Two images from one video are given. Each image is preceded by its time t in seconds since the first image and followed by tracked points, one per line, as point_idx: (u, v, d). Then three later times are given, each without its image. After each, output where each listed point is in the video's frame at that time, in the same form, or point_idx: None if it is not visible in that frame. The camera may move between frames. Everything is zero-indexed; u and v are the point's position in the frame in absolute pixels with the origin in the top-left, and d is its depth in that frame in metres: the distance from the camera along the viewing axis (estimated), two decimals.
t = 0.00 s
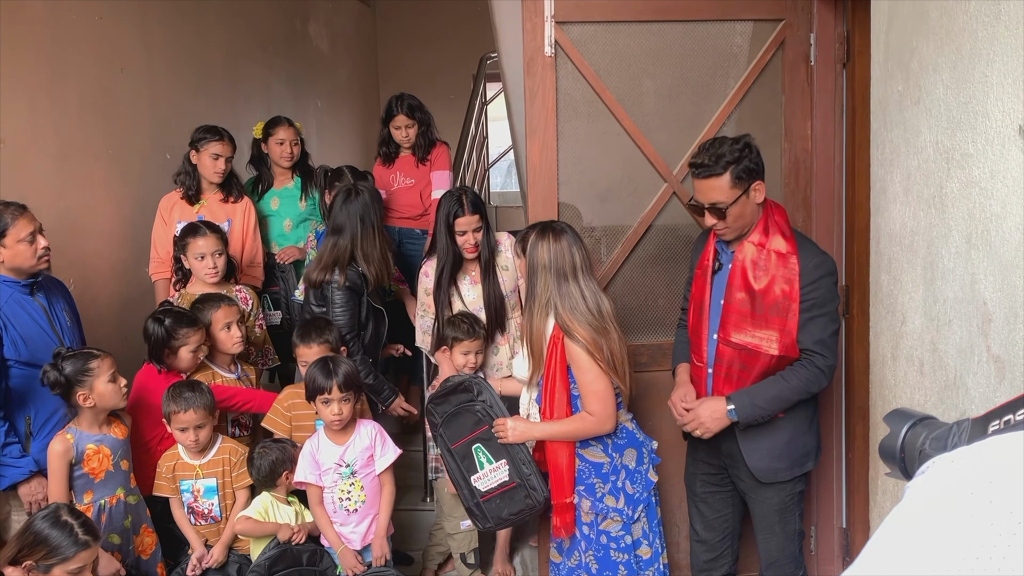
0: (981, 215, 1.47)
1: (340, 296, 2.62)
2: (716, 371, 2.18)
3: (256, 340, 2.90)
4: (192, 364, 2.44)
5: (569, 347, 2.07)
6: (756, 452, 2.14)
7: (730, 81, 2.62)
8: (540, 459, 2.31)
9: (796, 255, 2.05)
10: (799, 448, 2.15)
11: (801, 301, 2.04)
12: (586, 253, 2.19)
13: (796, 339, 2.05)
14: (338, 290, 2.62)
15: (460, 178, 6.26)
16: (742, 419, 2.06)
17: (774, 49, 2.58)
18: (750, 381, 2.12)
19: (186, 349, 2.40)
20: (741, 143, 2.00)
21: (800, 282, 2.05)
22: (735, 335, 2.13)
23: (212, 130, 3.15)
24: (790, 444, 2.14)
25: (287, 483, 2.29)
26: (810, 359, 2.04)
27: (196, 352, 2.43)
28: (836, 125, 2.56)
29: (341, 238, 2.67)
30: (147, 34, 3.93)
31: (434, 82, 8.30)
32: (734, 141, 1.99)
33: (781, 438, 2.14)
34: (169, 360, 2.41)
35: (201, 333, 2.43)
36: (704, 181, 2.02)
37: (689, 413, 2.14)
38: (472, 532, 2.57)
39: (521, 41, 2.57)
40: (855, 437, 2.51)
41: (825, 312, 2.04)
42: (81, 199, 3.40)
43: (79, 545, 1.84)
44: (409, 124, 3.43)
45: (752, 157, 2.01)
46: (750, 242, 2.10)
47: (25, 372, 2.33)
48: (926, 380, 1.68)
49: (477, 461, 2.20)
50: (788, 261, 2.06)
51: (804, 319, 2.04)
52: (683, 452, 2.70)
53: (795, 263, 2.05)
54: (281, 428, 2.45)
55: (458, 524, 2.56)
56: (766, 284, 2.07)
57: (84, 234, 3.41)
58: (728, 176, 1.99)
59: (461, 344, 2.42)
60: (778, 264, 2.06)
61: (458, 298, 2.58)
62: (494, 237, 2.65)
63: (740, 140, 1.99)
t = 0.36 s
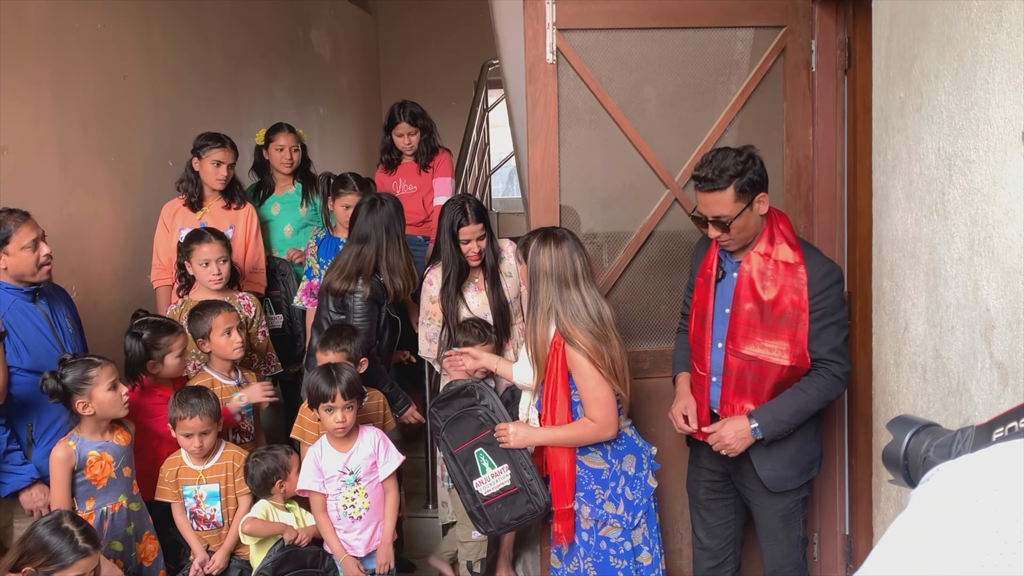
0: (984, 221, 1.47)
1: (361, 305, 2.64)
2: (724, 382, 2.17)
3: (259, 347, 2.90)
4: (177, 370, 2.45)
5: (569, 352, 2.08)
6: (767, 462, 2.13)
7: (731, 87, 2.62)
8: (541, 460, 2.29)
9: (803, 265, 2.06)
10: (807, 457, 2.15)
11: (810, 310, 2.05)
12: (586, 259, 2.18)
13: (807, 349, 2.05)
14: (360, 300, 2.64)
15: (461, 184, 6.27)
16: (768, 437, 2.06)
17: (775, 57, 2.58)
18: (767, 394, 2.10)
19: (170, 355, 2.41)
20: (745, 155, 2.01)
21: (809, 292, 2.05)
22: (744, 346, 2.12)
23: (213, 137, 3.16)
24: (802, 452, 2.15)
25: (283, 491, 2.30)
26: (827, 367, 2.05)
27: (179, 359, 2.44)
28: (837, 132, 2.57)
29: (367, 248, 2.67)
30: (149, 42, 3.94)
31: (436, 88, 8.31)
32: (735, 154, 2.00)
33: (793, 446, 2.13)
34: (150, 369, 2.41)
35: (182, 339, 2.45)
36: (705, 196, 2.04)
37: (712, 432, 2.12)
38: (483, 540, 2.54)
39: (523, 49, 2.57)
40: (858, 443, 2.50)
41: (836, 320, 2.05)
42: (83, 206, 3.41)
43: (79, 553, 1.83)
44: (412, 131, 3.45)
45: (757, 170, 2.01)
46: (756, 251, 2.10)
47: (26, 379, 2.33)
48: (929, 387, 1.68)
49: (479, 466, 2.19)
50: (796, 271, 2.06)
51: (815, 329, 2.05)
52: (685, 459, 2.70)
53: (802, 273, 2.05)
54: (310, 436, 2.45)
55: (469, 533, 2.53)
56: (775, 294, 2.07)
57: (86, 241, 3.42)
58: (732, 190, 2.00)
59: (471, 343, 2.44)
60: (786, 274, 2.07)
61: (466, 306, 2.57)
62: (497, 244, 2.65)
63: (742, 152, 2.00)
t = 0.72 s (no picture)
0: (990, 229, 1.46)
1: (370, 309, 2.65)
2: (731, 389, 2.17)
3: (266, 353, 2.91)
4: (166, 374, 2.45)
5: (571, 357, 2.09)
6: (770, 468, 2.13)
7: (737, 95, 2.64)
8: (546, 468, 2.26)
9: (811, 272, 2.06)
10: (811, 465, 2.15)
11: (818, 318, 2.04)
12: (592, 267, 2.19)
13: (813, 356, 2.05)
14: (370, 303, 2.64)
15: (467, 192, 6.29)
16: (768, 441, 2.06)
17: (780, 64, 2.58)
18: (770, 401, 2.10)
19: (157, 358, 2.42)
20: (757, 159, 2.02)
21: (816, 300, 2.05)
22: (751, 353, 2.13)
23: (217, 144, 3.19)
24: (807, 459, 2.15)
25: (277, 500, 2.24)
26: (832, 375, 2.04)
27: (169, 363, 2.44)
28: (842, 140, 2.58)
29: (370, 250, 2.69)
30: (157, 50, 3.97)
31: (441, 95, 8.34)
32: (742, 159, 2.01)
33: (798, 454, 2.14)
34: (137, 366, 2.43)
35: (171, 342, 2.45)
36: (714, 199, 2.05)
37: (714, 434, 2.12)
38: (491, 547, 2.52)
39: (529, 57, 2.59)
40: (864, 451, 2.50)
41: (842, 328, 2.05)
42: (91, 212, 3.44)
43: (85, 558, 1.84)
44: (419, 140, 3.46)
45: (766, 180, 2.02)
46: (764, 258, 2.12)
47: (36, 384, 2.33)
48: (936, 394, 1.67)
49: (489, 476, 2.21)
50: (804, 279, 2.06)
51: (822, 337, 2.05)
52: (691, 466, 2.70)
53: (811, 281, 2.05)
54: (299, 439, 2.46)
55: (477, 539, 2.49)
56: (783, 301, 2.07)
57: (94, 248, 3.44)
58: (740, 195, 2.01)
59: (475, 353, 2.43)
60: (793, 281, 2.07)
61: (465, 311, 2.58)
62: (499, 251, 2.67)
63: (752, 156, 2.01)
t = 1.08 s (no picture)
0: (998, 235, 1.46)
1: (369, 311, 2.64)
2: (740, 394, 2.17)
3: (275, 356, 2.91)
4: (166, 379, 2.43)
5: (578, 363, 2.09)
6: (775, 474, 2.13)
7: (743, 101, 2.64)
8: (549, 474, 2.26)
9: (821, 278, 2.06)
10: (818, 472, 2.14)
11: (825, 324, 2.04)
12: (599, 275, 2.20)
13: (821, 363, 2.04)
14: (368, 305, 2.64)
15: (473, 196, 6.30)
16: (772, 446, 2.05)
17: (788, 70, 2.58)
18: (776, 406, 2.10)
19: (158, 362, 2.40)
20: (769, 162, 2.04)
21: (824, 306, 2.05)
22: (759, 358, 2.13)
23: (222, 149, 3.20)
24: (813, 466, 2.14)
25: (278, 502, 2.20)
26: (838, 383, 2.04)
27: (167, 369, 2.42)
28: (849, 146, 2.58)
29: (369, 250, 2.70)
30: (166, 55, 4.00)
31: (447, 101, 8.36)
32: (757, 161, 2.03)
33: (803, 461, 2.13)
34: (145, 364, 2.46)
35: (180, 350, 2.42)
36: (724, 198, 2.04)
37: (716, 436, 2.13)
38: (502, 553, 2.53)
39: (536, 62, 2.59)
40: (871, 458, 2.49)
41: (850, 335, 2.04)
42: (100, 217, 3.46)
43: (93, 562, 1.84)
44: (426, 144, 3.49)
45: (774, 185, 2.02)
46: (773, 263, 2.11)
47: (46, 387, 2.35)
48: (944, 400, 1.67)
49: (489, 477, 2.19)
50: (813, 284, 2.06)
51: (829, 343, 2.04)
52: (697, 472, 2.69)
53: (819, 287, 2.05)
54: (284, 447, 2.46)
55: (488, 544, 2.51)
56: (791, 306, 2.07)
57: (103, 252, 3.46)
58: (748, 197, 2.00)
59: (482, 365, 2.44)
60: (802, 287, 2.07)
61: (466, 316, 2.58)
62: (502, 258, 2.67)
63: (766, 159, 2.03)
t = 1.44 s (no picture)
0: (1007, 239, 1.45)
1: (356, 309, 2.61)
2: (745, 399, 2.17)
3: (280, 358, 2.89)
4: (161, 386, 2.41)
5: (581, 365, 2.09)
6: (780, 478, 2.13)
7: (749, 104, 2.63)
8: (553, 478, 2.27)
9: (827, 283, 2.05)
10: (824, 476, 2.13)
11: (831, 329, 2.03)
12: (603, 277, 2.20)
13: (826, 368, 2.04)
14: (355, 303, 2.61)
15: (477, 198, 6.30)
16: (775, 449, 2.05)
17: (794, 72, 2.57)
18: (779, 410, 2.09)
19: (154, 369, 2.39)
20: (776, 165, 2.07)
21: (830, 310, 2.04)
22: (764, 362, 2.13)
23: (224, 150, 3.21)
24: (817, 471, 2.13)
25: (279, 508, 2.20)
26: (842, 387, 2.03)
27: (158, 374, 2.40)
28: (856, 148, 2.57)
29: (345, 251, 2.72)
30: (172, 57, 4.01)
31: (452, 103, 8.36)
32: (766, 162, 2.06)
33: (808, 465, 2.12)
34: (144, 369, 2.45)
35: (178, 359, 2.40)
36: (730, 184, 2.13)
37: (721, 439, 2.12)
38: (508, 556, 2.54)
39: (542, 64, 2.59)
40: (877, 461, 2.48)
41: (856, 339, 2.04)
42: (104, 218, 3.46)
43: (96, 562, 1.84)
44: (432, 146, 3.47)
45: (760, 187, 2.06)
46: (779, 268, 2.11)
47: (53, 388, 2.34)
48: (952, 404, 1.66)
49: (491, 474, 2.19)
50: (819, 289, 2.05)
51: (835, 347, 2.04)
52: (702, 475, 2.69)
53: (825, 291, 2.05)
54: (294, 447, 2.46)
55: (496, 548, 2.52)
56: (797, 311, 2.07)
57: (107, 253, 3.47)
58: (740, 187, 2.09)
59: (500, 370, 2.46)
60: (808, 292, 2.06)
61: (467, 316, 2.57)
62: (499, 260, 2.67)
63: (773, 161, 2.06)
